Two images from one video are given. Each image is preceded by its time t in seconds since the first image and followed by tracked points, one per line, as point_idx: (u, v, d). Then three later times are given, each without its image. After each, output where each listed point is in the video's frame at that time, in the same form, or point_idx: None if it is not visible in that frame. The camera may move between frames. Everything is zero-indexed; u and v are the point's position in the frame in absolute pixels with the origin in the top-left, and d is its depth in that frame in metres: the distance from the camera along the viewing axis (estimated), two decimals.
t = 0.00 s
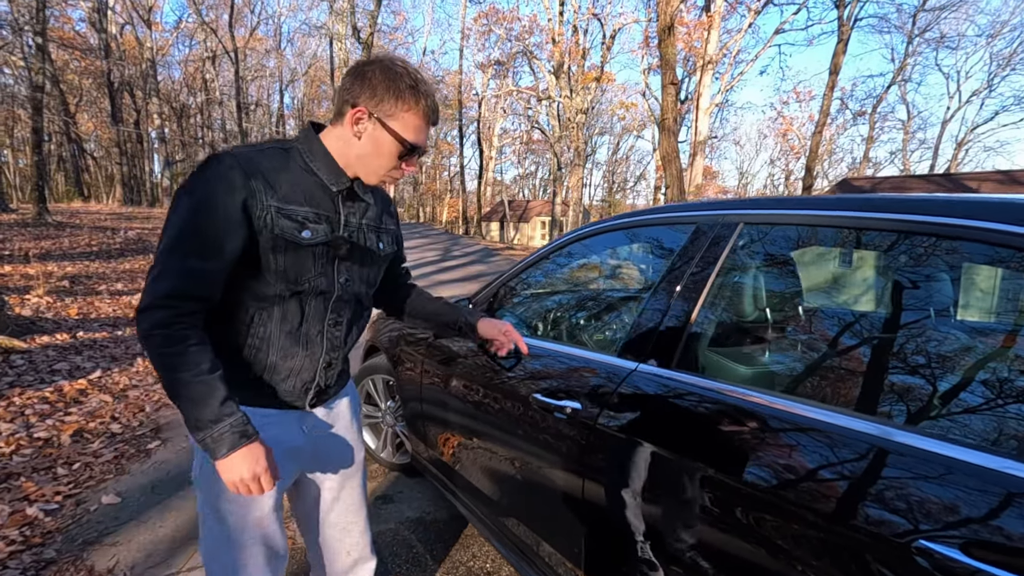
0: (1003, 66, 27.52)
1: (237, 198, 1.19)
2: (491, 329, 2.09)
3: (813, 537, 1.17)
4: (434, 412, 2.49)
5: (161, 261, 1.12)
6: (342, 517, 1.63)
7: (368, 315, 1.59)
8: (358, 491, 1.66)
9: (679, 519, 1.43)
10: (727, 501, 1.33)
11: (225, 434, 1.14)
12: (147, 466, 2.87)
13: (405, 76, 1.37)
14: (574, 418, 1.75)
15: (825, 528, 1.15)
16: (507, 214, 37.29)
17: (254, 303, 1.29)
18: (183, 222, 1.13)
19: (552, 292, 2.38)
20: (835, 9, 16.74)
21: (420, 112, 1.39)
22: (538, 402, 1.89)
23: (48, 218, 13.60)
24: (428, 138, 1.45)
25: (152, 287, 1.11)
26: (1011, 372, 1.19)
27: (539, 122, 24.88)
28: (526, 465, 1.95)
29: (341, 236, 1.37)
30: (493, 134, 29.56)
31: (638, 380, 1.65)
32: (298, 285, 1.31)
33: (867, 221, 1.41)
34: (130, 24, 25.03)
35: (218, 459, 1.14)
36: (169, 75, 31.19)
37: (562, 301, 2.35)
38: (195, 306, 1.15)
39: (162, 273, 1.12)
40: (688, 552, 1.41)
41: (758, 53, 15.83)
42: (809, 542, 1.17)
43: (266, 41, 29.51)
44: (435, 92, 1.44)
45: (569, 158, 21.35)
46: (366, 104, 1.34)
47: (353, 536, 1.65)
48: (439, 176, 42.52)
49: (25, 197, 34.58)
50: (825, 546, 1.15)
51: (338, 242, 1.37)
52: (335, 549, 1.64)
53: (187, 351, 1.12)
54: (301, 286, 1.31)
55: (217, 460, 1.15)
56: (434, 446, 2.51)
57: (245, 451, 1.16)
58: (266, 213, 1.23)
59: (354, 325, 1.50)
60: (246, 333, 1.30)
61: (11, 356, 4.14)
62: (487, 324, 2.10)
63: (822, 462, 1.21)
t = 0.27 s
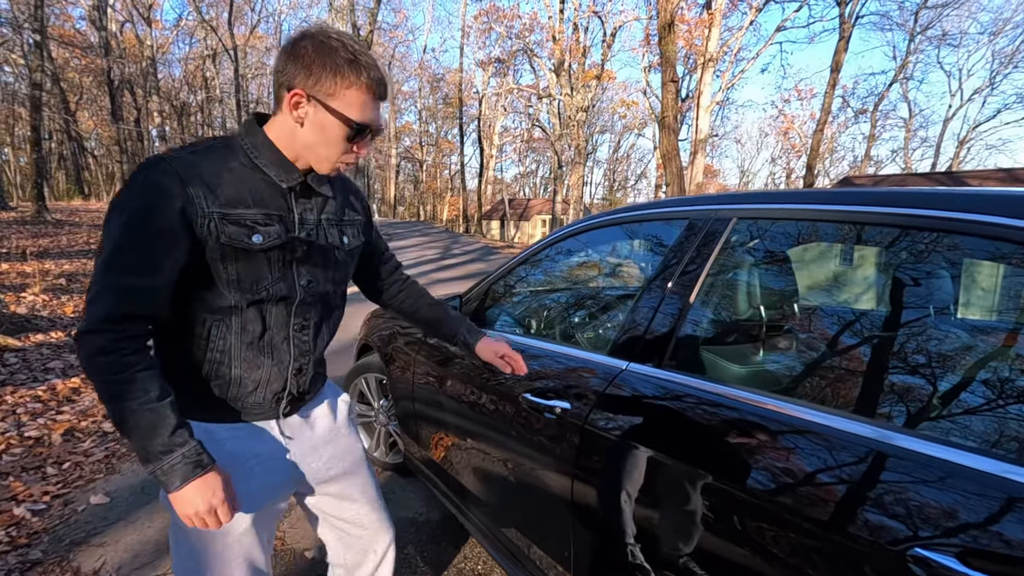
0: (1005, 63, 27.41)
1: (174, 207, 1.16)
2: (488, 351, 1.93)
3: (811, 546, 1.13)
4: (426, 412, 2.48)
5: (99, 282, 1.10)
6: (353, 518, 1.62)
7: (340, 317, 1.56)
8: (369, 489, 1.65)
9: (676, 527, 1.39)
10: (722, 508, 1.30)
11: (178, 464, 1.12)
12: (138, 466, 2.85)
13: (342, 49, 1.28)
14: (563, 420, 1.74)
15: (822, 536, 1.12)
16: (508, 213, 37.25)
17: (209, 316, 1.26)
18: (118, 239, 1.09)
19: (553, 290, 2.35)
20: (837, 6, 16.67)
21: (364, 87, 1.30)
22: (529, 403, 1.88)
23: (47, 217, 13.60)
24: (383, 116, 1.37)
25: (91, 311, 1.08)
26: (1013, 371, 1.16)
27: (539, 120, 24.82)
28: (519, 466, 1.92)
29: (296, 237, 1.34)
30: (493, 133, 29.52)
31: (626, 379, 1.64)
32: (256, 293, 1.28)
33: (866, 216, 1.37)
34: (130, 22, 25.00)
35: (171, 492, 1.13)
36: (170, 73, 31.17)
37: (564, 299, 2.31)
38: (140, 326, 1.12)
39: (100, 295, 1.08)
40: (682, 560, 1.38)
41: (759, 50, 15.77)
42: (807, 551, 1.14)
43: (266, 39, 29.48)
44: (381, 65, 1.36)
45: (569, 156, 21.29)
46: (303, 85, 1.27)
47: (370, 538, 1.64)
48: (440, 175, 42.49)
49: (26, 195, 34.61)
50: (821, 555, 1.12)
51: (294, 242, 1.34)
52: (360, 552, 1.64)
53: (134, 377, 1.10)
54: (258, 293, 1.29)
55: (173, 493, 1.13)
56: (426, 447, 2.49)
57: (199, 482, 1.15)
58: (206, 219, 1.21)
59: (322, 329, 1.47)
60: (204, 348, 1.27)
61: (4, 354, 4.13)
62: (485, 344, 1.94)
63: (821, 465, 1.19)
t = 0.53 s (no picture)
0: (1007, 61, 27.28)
1: (156, 192, 1.15)
2: (503, 383, 1.83)
3: (810, 555, 1.09)
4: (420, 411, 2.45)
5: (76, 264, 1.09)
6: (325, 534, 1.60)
7: (335, 325, 1.51)
8: (344, 504, 1.63)
9: (673, 532, 1.35)
10: (717, 513, 1.26)
11: (117, 463, 1.09)
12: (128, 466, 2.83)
13: (290, 9, 1.31)
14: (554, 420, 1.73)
15: (820, 545, 1.09)
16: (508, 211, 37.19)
17: (188, 309, 1.23)
18: (96, 221, 1.09)
19: (552, 289, 2.31)
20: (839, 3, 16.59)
21: (309, 39, 1.30)
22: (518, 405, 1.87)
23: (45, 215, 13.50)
24: (337, 71, 1.32)
25: (64, 290, 1.08)
26: (1015, 370, 1.15)
27: (540, 118, 24.76)
28: (513, 468, 1.89)
29: (285, 236, 1.31)
30: (493, 131, 29.46)
31: (624, 377, 1.62)
32: (236, 291, 1.25)
33: (867, 210, 1.34)
34: (129, 20, 24.94)
35: (108, 491, 1.10)
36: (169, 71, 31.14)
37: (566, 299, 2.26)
38: (111, 311, 1.10)
39: (73, 276, 1.07)
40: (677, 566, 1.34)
41: (760, 48, 15.69)
42: (806, 560, 1.10)
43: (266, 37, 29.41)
44: (335, 21, 1.35)
45: (570, 155, 21.23)
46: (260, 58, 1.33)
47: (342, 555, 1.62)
48: (440, 173, 42.44)
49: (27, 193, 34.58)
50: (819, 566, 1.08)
51: (282, 242, 1.30)
52: (328, 568, 1.62)
53: (93, 364, 1.07)
54: (239, 291, 1.25)
55: (109, 492, 1.10)
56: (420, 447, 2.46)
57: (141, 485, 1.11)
58: (190, 209, 1.19)
59: (313, 334, 1.42)
60: (182, 341, 1.25)
61: None
62: (502, 378, 1.84)
63: (820, 468, 1.16)
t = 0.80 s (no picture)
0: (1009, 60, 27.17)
1: (175, 172, 1.12)
2: (520, 395, 1.68)
3: (810, 562, 1.07)
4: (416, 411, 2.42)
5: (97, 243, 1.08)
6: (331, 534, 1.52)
7: (353, 323, 1.43)
8: (353, 504, 1.55)
9: (671, 535, 1.32)
10: (716, 517, 1.23)
11: (127, 443, 1.07)
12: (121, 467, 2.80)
13: None
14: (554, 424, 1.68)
15: (820, 551, 1.06)
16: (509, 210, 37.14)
17: (202, 293, 1.19)
18: (119, 199, 1.08)
19: (552, 287, 2.28)
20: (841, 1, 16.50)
21: (326, 22, 1.28)
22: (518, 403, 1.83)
23: (46, 214, 13.50)
24: (355, 51, 1.28)
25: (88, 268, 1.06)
26: (1020, 368, 1.11)
27: (540, 117, 24.72)
28: (510, 470, 1.86)
29: (302, 223, 1.25)
30: (494, 129, 29.41)
31: (623, 376, 1.59)
32: (247, 276, 1.19)
33: (872, 202, 1.30)
34: (129, 19, 24.90)
35: (117, 470, 1.08)
36: (170, 70, 31.13)
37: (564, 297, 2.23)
38: (132, 293, 1.08)
39: (96, 255, 1.06)
40: (676, 571, 1.31)
41: (761, 46, 15.62)
42: (806, 568, 1.07)
43: (266, 36, 29.36)
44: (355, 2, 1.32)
45: (570, 153, 21.18)
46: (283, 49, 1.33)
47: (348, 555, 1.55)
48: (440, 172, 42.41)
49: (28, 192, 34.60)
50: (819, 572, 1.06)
51: (298, 228, 1.24)
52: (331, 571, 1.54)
53: (109, 346, 1.05)
54: (251, 277, 1.19)
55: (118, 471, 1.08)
56: (417, 447, 2.44)
57: (149, 467, 1.09)
58: (208, 190, 1.15)
59: (330, 327, 1.35)
60: (195, 327, 1.20)
61: None
62: (520, 389, 1.69)
63: (822, 470, 1.12)
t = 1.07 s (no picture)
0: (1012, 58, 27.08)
1: (157, 163, 1.07)
2: (521, 398, 1.66)
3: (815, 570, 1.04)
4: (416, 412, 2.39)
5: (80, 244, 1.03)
6: (332, 541, 1.49)
7: (350, 317, 1.38)
8: (352, 510, 1.52)
9: (676, 542, 1.29)
10: (721, 522, 1.20)
11: (134, 451, 1.03)
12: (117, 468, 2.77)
13: None
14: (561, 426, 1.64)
15: (828, 559, 1.03)
16: (509, 209, 37.10)
17: (190, 292, 1.14)
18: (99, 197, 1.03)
19: (552, 287, 2.25)
20: None
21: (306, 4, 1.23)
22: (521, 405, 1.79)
23: (46, 213, 13.47)
24: (338, 34, 1.24)
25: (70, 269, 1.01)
26: None
27: (541, 116, 24.67)
28: (512, 473, 1.83)
29: (291, 213, 1.20)
30: (495, 128, 29.34)
31: (628, 378, 1.55)
32: (238, 270, 1.14)
33: (878, 197, 1.28)
34: (130, 18, 24.90)
35: (124, 481, 1.03)
36: (170, 69, 31.09)
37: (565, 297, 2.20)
38: (118, 293, 1.04)
39: (78, 255, 1.01)
40: None
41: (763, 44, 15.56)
42: None
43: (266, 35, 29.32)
44: None
45: (571, 152, 21.14)
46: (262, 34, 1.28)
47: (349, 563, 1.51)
48: (441, 171, 42.41)
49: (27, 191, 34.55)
50: None
51: (289, 218, 1.20)
52: None
53: (99, 351, 1.01)
54: (242, 271, 1.15)
55: (126, 482, 1.03)
56: (416, 448, 2.41)
57: (161, 475, 1.05)
58: (192, 181, 1.10)
59: (324, 323, 1.30)
60: (185, 328, 1.15)
61: None
62: (521, 391, 1.67)
63: (826, 473, 1.10)
